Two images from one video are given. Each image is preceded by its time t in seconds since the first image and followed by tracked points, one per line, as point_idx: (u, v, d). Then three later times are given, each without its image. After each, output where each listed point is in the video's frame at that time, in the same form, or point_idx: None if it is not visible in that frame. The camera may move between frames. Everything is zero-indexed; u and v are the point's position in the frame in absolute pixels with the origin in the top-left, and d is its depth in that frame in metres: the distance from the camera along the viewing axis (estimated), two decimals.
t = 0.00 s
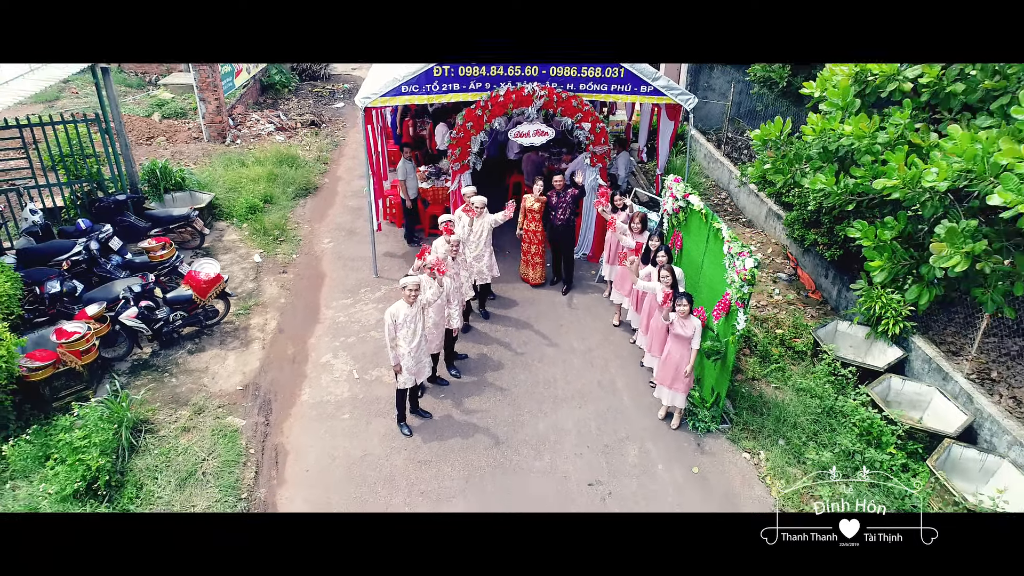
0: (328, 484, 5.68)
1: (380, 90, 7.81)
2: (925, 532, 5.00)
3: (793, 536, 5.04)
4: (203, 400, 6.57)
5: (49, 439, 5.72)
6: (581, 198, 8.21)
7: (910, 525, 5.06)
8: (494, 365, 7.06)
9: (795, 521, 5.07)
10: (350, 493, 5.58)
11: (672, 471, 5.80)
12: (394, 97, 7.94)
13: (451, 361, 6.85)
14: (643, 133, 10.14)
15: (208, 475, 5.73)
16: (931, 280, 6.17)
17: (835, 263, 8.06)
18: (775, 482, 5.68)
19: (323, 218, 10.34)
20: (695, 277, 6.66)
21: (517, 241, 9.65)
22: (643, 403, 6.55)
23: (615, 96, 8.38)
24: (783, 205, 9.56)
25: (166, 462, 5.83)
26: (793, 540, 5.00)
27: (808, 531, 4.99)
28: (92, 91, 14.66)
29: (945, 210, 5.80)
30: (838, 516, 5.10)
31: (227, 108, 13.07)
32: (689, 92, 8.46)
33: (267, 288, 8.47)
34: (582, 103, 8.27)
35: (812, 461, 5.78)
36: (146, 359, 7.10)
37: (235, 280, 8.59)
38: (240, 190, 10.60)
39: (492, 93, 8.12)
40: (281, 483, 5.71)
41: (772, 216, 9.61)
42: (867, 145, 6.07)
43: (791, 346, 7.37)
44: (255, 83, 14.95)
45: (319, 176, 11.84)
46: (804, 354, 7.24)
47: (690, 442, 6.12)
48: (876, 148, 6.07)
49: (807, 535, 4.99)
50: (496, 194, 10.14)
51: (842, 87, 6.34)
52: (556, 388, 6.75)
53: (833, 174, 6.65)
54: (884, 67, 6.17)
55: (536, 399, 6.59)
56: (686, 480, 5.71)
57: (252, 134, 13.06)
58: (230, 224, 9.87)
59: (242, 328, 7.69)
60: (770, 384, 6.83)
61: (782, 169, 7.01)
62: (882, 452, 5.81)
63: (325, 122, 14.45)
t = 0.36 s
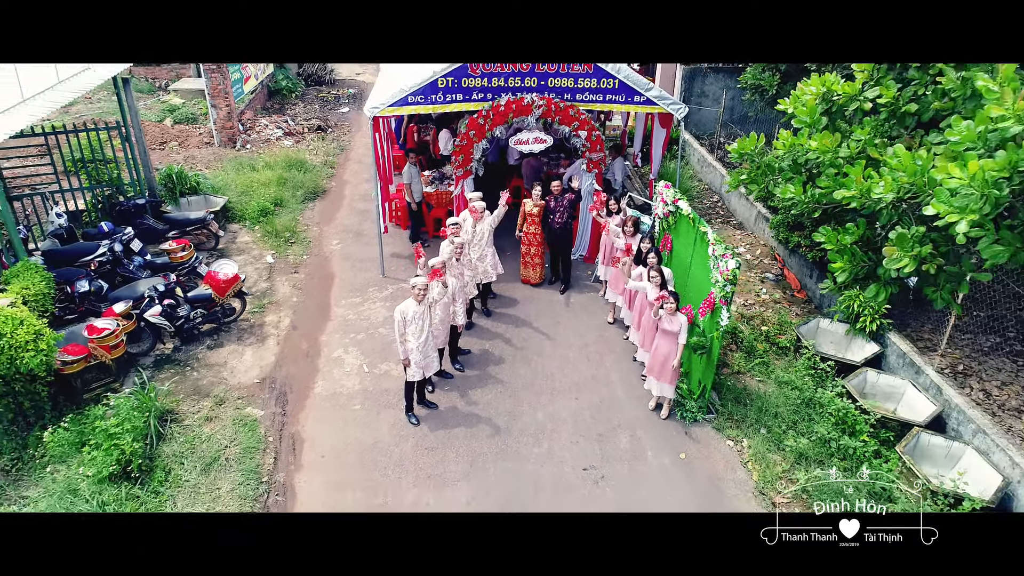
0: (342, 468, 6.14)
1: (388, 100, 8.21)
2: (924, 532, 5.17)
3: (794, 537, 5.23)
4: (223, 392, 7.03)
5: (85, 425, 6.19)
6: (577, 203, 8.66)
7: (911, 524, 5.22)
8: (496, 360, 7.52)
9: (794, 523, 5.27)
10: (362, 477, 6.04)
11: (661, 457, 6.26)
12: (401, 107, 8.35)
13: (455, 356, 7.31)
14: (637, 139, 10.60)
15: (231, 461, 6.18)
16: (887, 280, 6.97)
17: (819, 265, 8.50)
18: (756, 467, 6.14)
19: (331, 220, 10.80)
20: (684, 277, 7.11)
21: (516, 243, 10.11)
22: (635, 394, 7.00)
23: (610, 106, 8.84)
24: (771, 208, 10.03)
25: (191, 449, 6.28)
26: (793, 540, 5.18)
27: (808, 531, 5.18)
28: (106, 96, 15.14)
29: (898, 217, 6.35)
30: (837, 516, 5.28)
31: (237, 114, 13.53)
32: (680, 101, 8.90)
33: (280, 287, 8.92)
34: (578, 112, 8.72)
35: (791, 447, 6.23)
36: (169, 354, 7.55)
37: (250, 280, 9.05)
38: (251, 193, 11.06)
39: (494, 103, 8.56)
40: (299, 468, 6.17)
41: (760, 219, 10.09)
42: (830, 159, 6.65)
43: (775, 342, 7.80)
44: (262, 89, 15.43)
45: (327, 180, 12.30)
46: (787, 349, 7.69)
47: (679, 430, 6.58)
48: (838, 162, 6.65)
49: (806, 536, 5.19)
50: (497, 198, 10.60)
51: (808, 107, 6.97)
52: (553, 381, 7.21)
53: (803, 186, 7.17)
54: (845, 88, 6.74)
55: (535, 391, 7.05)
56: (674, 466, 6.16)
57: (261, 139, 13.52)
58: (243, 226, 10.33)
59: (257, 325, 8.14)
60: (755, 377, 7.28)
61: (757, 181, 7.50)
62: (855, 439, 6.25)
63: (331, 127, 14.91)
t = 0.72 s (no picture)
0: (355, 454, 6.66)
1: (395, 110, 8.65)
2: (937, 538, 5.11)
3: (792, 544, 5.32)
4: (242, 385, 7.56)
5: (118, 413, 6.73)
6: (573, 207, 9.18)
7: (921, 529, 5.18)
8: (497, 355, 8.05)
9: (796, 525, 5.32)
10: (374, 462, 6.56)
11: (649, 444, 6.77)
12: (407, 117, 8.80)
13: (459, 351, 7.84)
14: (632, 146, 11.13)
15: (252, 447, 6.71)
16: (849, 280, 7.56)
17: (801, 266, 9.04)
18: (736, 453, 6.67)
19: (340, 223, 11.33)
20: (672, 278, 7.64)
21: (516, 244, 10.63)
22: (626, 387, 7.53)
23: (604, 116, 9.32)
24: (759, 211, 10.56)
25: (215, 437, 6.81)
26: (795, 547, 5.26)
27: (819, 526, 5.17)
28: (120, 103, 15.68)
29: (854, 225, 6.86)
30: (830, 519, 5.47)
31: (247, 120, 14.06)
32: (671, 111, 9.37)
33: (293, 287, 9.43)
34: (574, 122, 9.25)
35: (769, 435, 6.75)
36: (190, 350, 8.07)
37: (264, 280, 9.57)
38: (263, 198, 11.58)
39: (495, 113, 9.10)
40: (315, 454, 6.69)
41: (748, 222, 10.62)
42: (796, 172, 7.22)
43: (760, 338, 8.32)
44: (270, 96, 15.96)
45: (334, 184, 12.80)
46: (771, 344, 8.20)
47: (666, 420, 7.11)
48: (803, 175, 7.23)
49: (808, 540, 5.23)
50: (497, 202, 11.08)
51: (778, 126, 7.56)
52: (550, 374, 7.74)
53: (772, 196, 7.67)
54: (811, 108, 7.38)
55: (533, 383, 7.58)
56: (661, 452, 6.69)
57: (271, 145, 14.04)
58: (255, 229, 10.85)
59: (273, 322, 8.67)
60: (739, 370, 7.80)
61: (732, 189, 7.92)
62: (829, 428, 6.74)
63: (337, 131, 15.43)
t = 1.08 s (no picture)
0: (372, 441, 7.37)
1: (405, 126, 9.30)
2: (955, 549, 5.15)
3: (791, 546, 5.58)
4: (267, 379, 8.28)
5: (158, 403, 7.46)
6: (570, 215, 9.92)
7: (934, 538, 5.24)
8: (500, 352, 8.76)
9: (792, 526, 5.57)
10: (389, 448, 7.27)
11: (638, 433, 7.49)
12: (415, 132, 9.46)
13: (465, 348, 8.56)
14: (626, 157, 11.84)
15: (279, 434, 7.42)
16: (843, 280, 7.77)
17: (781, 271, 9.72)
18: (716, 441, 7.38)
19: (351, 229, 12.04)
20: (660, 282, 8.36)
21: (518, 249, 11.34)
22: (618, 381, 8.25)
23: (599, 130, 9.99)
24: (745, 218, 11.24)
25: (245, 425, 7.53)
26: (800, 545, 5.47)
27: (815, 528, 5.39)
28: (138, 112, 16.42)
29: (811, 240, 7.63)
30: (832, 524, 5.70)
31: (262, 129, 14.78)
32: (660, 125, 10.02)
33: (310, 289, 10.15)
34: (572, 136, 9.98)
35: (746, 424, 7.46)
36: (218, 347, 8.79)
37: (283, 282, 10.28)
38: (279, 205, 12.29)
39: (498, 128, 9.83)
40: (336, 440, 7.41)
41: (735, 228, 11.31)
42: (761, 191, 7.82)
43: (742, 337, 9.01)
44: (282, 105, 16.69)
45: (345, 191, 13.52)
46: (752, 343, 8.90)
47: (654, 411, 7.83)
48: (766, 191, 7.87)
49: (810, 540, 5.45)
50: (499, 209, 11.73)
51: (747, 149, 8.10)
52: (549, 369, 8.45)
53: (742, 213, 8.31)
54: (774, 135, 7.88)
55: (533, 378, 8.30)
56: (648, 440, 7.40)
57: (284, 153, 14.77)
58: (273, 234, 11.57)
59: (292, 322, 9.38)
60: (722, 366, 8.51)
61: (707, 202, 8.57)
62: (800, 418, 7.43)
63: (347, 140, 16.16)
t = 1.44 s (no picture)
0: (385, 434, 8.06)
1: (414, 142, 9.96)
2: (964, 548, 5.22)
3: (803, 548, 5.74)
4: (287, 377, 8.97)
5: (190, 399, 8.14)
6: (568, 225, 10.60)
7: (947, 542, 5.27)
8: (502, 353, 9.45)
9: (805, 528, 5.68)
10: (401, 440, 7.97)
11: (628, 427, 8.17)
12: (424, 147, 10.13)
13: (470, 349, 9.26)
14: (621, 168, 12.51)
15: (300, 428, 8.11)
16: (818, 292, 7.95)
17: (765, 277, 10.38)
18: (700, 435, 8.06)
19: (362, 236, 12.74)
20: (650, 288, 9.03)
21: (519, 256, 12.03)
22: (611, 380, 8.93)
23: (595, 146, 10.64)
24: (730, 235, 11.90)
25: (268, 419, 8.22)
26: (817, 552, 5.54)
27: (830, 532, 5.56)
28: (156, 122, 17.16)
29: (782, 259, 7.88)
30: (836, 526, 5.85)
31: (275, 139, 15.48)
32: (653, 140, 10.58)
33: (324, 293, 10.84)
34: (570, 151, 10.67)
35: (728, 420, 8.13)
36: (241, 347, 9.48)
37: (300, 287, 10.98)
38: (294, 213, 12.98)
39: (501, 144, 10.51)
40: (352, 433, 8.10)
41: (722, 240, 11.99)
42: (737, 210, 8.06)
43: (729, 340, 9.67)
44: (294, 115, 17.39)
45: (356, 199, 14.21)
46: (737, 344, 9.56)
47: (644, 407, 8.52)
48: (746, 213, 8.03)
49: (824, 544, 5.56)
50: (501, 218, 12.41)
51: (725, 172, 8.37)
52: (548, 369, 9.13)
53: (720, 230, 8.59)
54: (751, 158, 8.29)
55: (532, 377, 8.98)
56: (638, 433, 8.08)
57: (297, 162, 15.46)
58: (288, 241, 12.26)
59: (309, 324, 10.08)
60: (708, 366, 9.19)
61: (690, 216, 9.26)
62: (778, 414, 8.09)
63: (356, 148, 16.85)
